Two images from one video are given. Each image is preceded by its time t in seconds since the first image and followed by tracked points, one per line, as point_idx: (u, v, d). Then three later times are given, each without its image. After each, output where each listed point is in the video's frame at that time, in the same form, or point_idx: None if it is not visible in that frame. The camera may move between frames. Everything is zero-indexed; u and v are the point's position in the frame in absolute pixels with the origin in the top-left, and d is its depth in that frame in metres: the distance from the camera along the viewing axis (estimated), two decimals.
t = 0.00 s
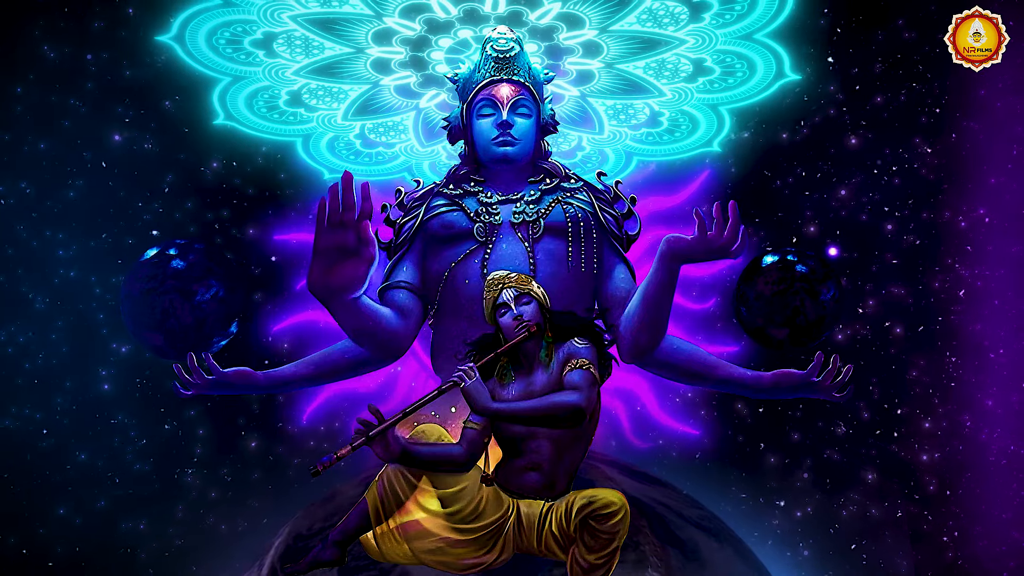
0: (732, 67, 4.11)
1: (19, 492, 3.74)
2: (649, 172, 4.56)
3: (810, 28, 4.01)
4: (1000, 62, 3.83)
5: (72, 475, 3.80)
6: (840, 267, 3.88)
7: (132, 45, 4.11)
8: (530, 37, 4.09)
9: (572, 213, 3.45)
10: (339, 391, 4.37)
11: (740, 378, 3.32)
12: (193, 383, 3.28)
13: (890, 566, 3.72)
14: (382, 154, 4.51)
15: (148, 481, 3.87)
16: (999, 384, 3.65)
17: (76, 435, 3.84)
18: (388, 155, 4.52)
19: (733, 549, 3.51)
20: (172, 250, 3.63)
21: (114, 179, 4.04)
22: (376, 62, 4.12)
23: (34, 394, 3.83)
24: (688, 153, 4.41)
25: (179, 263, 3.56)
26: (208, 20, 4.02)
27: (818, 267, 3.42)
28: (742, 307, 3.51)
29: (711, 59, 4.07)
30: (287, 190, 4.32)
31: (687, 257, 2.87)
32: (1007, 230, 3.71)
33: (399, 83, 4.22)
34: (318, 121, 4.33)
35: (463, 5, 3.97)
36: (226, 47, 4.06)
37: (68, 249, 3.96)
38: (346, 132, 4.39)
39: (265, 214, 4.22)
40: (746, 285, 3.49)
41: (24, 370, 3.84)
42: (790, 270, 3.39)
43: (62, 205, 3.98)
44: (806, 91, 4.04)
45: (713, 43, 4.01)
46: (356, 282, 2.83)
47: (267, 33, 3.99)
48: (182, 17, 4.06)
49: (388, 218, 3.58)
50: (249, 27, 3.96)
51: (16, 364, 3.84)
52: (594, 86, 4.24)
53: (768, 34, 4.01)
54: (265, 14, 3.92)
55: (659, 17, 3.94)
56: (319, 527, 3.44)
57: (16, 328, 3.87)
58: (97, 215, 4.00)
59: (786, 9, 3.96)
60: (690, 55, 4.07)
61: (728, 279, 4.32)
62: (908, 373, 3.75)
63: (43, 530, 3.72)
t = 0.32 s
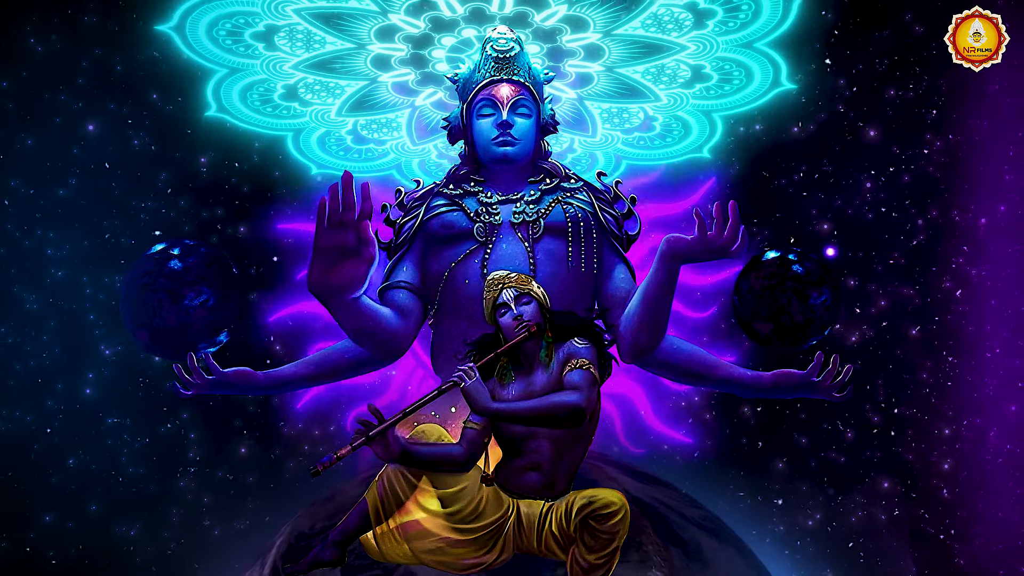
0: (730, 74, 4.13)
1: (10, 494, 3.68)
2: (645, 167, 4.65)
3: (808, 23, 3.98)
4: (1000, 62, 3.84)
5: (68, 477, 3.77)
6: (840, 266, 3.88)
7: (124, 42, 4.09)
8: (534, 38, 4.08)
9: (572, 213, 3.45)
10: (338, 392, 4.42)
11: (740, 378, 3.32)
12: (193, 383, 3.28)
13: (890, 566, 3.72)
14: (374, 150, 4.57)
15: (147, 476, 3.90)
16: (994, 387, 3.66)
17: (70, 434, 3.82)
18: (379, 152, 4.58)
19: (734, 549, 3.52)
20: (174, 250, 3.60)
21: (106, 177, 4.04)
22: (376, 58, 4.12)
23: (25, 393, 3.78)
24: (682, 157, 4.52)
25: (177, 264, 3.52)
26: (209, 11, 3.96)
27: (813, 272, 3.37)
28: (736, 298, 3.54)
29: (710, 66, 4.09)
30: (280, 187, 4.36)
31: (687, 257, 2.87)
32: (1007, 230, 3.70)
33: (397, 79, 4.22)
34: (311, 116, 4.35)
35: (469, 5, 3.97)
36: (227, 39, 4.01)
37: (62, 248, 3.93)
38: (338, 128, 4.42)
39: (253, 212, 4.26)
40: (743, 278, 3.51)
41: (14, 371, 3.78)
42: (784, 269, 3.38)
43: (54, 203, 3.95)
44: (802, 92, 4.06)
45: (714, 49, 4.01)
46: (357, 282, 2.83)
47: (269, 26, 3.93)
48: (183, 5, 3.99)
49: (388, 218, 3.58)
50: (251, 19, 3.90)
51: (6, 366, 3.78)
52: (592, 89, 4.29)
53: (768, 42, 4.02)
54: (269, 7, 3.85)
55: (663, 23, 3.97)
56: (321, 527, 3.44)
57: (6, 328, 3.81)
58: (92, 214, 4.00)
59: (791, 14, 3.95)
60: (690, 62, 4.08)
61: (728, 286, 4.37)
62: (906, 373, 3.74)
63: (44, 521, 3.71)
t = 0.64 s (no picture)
0: (726, 79, 4.11)
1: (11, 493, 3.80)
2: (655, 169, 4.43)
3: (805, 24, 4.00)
4: (1000, 62, 3.83)
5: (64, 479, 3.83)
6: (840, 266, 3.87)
7: (120, 39, 4.11)
8: (537, 39, 4.09)
9: (572, 213, 3.45)
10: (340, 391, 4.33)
11: (740, 378, 3.32)
12: (193, 383, 3.27)
13: (890, 565, 3.72)
14: (364, 147, 4.44)
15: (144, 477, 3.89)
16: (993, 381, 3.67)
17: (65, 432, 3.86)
18: (371, 150, 4.45)
19: (735, 549, 3.52)
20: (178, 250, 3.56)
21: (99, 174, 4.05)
22: (377, 54, 4.11)
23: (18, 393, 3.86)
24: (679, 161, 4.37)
25: (174, 264, 3.49)
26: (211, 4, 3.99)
27: (806, 278, 3.34)
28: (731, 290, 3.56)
29: (708, 71, 4.09)
30: (275, 186, 4.25)
31: (687, 257, 2.87)
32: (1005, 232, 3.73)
33: (396, 77, 4.19)
34: (305, 111, 4.27)
35: (475, 5, 4.01)
36: (228, 31, 4.01)
37: (56, 248, 3.97)
38: (330, 123, 4.31)
39: (252, 211, 4.19)
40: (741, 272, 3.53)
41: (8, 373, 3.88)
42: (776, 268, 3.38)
43: (45, 201, 4.00)
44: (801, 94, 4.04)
45: (714, 55, 4.03)
46: (356, 282, 2.83)
47: (272, 19, 3.95)
48: None
49: (388, 218, 3.58)
50: (254, 12, 3.93)
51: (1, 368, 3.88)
52: (591, 92, 4.24)
53: (768, 50, 4.04)
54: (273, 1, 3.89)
55: (667, 28, 3.99)
56: (323, 527, 3.45)
57: None
58: (86, 212, 4.01)
59: (794, 21, 3.99)
60: (690, 67, 4.09)
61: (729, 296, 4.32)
62: (906, 373, 3.73)
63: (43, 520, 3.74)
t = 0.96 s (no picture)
0: (722, 86, 4.23)
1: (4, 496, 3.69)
2: (655, 177, 4.67)
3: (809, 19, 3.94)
4: (1000, 62, 3.72)
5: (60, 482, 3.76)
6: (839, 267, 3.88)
7: (113, 35, 4.07)
8: (540, 41, 4.10)
9: (572, 213, 3.45)
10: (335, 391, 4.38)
11: (740, 378, 3.32)
12: (194, 383, 3.28)
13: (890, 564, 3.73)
14: (356, 144, 4.57)
15: (142, 476, 3.91)
16: (995, 380, 3.56)
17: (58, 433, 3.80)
18: (362, 147, 4.60)
19: (737, 549, 3.52)
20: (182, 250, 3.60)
21: (93, 172, 4.01)
22: (379, 51, 4.08)
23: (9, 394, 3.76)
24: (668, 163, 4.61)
25: (172, 263, 3.53)
26: None
27: (801, 279, 3.37)
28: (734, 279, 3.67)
29: (705, 78, 4.19)
30: (271, 183, 4.43)
31: (687, 256, 2.87)
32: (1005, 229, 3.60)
33: (396, 74, 4.21)
34: (300, 106, 4.34)
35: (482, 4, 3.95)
36: (228, 22, 3.94)
37: (49, 247, 3.90)
38: (324, 119, 4.41)
39: (254, 211, 4.35)
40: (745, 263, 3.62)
41: None
42: (774, 263, 3.43)
43: (37, 198, 3.92)
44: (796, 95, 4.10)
45: (713, 62, 4.10)
46: (356, 282, 2.83)
47: (275, 13, 3.87)
48: None
49: (388, 218, 3.58)
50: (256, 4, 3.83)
51: None
52: (585, 96, 4.36)
53: (768, 59, 4.09)
54: None
55: (669, 33, 4.00)
56: (325, 526, 3.45)
57: None
58: (80, 211, 3.97)
59: (797, 30, 3.99)
60: (687, 73, 4.18)
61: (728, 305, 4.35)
62: (908, 373, 3.72)
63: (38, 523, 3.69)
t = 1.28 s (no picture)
0: (717, 92, 4.22)
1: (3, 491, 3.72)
2: (654, 179, 4.65)
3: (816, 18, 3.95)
4: (1000, 62, 3.74)
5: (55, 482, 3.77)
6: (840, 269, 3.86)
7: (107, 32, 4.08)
8: (542, 42, 4.10)
9: (572, 213, 3.45)
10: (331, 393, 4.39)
11: (740, 378, 3.32)
12: (194, 383, 3.29)
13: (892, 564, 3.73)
14: (349, 140, 4.52)
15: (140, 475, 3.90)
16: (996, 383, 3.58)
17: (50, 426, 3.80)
18: (353, 143, 4.55)
19: (739, 549, 3.53)
20: (185, 251, 3.61)
21: (86, 170, 4.00)
22: (381, 47, 4.07)
23: None
24: (661, 167, 4.62)
25: (171, 263, 3.54)
26: None
27: (797, 277, 3.36)
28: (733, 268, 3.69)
29: (701, 84, 4.19)
30: (266, 181, 4.40)
31: (687, 256, 2.87)
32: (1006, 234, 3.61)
33: (394, 71, 4.19)
34: (295, 100, 4.30)
35: (488, 3, 3.96)
36: (229, 13, 3.90)
37: (42, 246, 3.90)
38: (317, 115, 4.37)
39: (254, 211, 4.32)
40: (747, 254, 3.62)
41: None
42: (771, 258, 3.43)
43: (30, 196, 3.95)
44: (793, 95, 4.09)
45: (712, 68, 4.10)
46: (356, 282, 2.83)
47: (279, 6, 3.85)
48: None
49: (388, 218, 3.58)
50: None
51: None
52: (582, 99, 4.37)
53: (766, 68, 4.10)
54: None
55: (672, 39, 4.01)
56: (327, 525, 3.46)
57: None
58: (74, 209, 3.97)
59: (797, 39, 4.02)
60: (685, 79, 4.18)
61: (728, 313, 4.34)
62: (911, 373, 3.71)
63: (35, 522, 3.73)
